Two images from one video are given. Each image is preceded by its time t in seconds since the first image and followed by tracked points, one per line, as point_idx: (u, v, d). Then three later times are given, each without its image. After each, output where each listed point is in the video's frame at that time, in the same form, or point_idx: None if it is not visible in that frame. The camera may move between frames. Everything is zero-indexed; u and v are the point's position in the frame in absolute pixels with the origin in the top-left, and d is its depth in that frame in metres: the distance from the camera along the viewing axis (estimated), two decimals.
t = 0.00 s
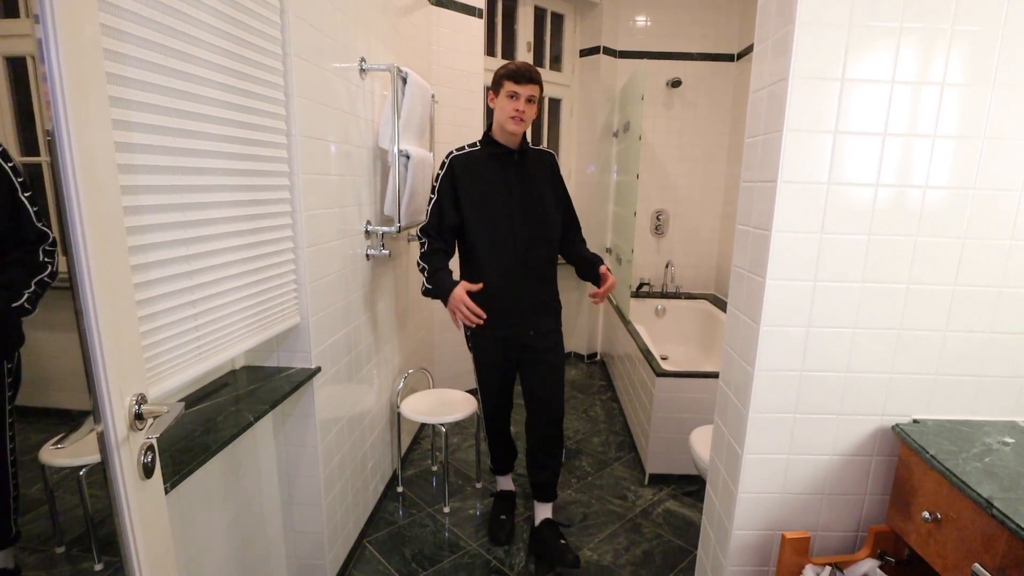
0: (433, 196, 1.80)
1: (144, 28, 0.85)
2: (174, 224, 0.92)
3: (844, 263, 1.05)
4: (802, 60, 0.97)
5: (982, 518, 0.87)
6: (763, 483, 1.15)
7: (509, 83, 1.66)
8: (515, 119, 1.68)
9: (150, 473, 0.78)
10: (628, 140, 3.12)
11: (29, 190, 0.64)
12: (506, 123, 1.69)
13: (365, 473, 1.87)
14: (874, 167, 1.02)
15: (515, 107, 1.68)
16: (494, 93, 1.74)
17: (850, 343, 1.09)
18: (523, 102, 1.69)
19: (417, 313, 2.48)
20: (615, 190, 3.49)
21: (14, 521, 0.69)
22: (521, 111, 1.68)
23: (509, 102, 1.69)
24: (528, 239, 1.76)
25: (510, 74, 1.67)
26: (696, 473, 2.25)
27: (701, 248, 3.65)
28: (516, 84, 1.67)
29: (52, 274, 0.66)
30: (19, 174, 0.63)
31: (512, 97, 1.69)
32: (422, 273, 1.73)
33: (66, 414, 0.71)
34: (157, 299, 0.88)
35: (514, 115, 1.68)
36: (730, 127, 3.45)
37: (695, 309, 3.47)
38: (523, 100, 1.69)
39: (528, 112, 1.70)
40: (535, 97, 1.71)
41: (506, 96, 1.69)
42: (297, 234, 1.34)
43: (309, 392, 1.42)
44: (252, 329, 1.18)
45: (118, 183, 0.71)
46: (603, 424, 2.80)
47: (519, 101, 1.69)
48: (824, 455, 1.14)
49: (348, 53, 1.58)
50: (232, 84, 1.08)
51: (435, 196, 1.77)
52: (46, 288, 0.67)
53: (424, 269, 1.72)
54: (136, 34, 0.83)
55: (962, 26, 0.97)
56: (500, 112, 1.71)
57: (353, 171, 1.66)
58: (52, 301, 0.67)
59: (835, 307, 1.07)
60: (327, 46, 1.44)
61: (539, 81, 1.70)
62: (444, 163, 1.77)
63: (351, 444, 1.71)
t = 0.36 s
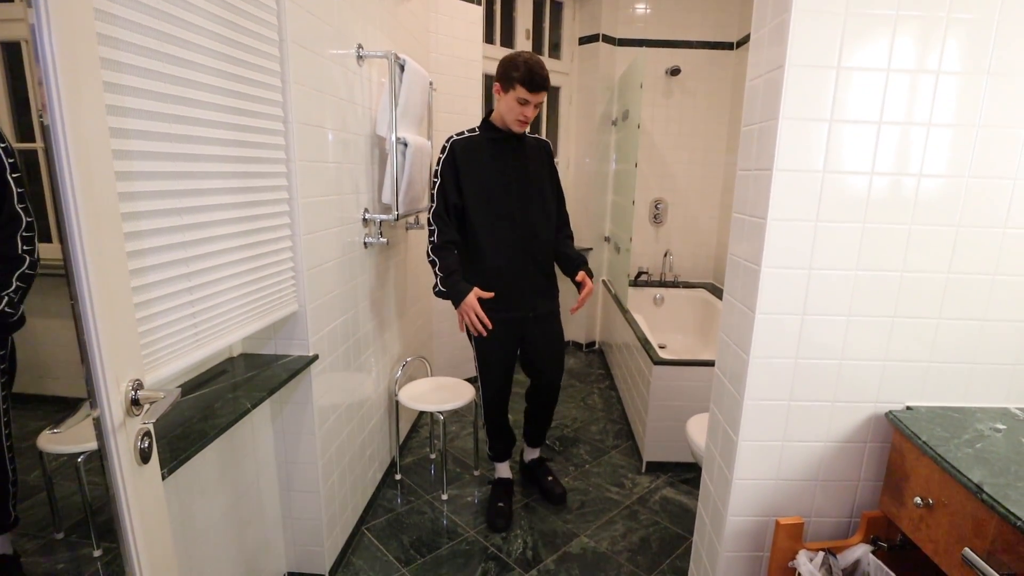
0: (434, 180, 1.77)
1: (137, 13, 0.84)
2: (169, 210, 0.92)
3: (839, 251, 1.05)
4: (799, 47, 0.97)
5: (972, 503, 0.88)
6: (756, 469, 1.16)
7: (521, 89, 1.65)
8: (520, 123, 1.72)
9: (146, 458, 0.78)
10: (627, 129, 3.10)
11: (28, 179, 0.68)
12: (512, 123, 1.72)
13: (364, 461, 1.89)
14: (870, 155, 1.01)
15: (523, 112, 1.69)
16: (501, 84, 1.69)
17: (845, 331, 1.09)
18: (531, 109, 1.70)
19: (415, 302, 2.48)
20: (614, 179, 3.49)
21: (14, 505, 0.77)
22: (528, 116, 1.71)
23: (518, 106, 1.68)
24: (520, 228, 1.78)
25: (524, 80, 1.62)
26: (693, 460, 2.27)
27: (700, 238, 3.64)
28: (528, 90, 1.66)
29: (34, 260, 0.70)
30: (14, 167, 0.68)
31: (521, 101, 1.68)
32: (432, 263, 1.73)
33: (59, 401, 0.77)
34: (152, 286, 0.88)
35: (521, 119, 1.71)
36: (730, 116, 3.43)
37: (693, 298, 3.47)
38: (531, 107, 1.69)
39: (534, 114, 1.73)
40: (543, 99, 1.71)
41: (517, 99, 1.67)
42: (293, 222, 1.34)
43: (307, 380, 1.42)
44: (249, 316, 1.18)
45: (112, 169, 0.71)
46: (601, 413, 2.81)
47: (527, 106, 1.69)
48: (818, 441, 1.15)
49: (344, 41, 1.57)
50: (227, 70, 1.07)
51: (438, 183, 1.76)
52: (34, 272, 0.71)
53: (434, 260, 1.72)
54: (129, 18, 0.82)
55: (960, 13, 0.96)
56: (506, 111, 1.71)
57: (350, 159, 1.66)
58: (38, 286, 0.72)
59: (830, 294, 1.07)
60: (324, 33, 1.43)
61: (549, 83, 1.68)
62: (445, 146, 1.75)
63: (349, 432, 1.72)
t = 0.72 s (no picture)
0: (453, 174, 1.74)
1: (128, 9, 0.83)
2: (163, 208, 0.91)
3: (837, 242, 1.05)
4: (795, 38, 0.96)
5: (972, 493, 0.88)
6: (756, 462, 1.16)
7: (552, 109, 1.65)
8: (544, 135, 1.75)
9: (143, 458, 0.78)
10: (624, 123, 3.09)
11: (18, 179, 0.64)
12: (535, 133, 1.75)
13: (363, 458, 1.89)
14: (868, 147, 1.01)
15: (549, 127, 1.72)
16: (533, 95, 1.68)
17: (843, 322, 1.09)
18: (556, 126, 1.72)
19: (413, 298, 2.47)
20: (612, 173, 3.47)
21: (12, 502, 0.75)
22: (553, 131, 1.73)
23: (546, 122, 1.70)
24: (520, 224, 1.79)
25: (558, 102, 1.63)
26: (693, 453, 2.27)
27: (698, 230, 3.64)
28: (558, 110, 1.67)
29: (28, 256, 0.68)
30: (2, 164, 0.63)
31: (550, 118, 1.69)
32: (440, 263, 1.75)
33: (59, 402, 0.73)
34: (147, 285, 0.88)
35: (545, 132, 1.74)
36: (728, 108, 3.42)
37: (692, 291, 3.47)
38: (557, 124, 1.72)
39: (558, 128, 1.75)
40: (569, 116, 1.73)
41: (546, 116, 1.68)
42: (290, 219, 1.33)
43: (304, 377, 1.42)
44: (246, 315, 1.17)
45: (105, 168, 0.70)
46: (601, 406, 2.81)
47: (554, 122, 1.71)
48: (817, 434, 1.15)
49: (339, 36, 1.56)
50: (220, 67, 1.06)
51: (455, 178, 1.74)
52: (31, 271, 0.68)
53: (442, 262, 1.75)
54: (120, 15, 0.81)
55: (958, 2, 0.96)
56: (532, 121, 1.72)
57: (346, 155, 1.64)
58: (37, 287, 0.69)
59: (828, 286, 1.07)
60: (319, 28, 1.41)
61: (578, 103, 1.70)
62: (467, 142, 1.73)
63: (348, 429, 1.72)
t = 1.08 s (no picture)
0: (464, 165, 1.72)
1: (117, 7, 0.82)
2: (157, 208, 0.91)
3: (835, 233, 1.05)
4: (790, 28, 0.95)
5: (971, 482, 0.88)
6: (756, 453, 1.16)
7: (564, 114, 1.67)
8: (552, 135, 1.77)
9: (141, 458, 0.78)
10: (620, 116, 3.08)
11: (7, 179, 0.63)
12: (543, 134, 1.77)
13: (363, 455, 1.89)
14: (864, 137, 1.00)
15: (558, 130, 1.74)
16: (545, 98, 1.68)
17: (841, 313, 1.09)
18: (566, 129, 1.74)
19: (411, 295, 2.47)
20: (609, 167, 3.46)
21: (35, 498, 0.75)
22: (561, 133, 1.76)
23: (556, 124, 1.72)
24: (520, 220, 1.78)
25: (569, 108, 1.65)
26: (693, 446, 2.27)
27: (696, 224, 3.64)
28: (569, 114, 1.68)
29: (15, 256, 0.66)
30: None
31: (560, 122, 1.71)
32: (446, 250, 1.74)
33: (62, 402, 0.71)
34: (142, 284, 0.87)
35: (553, 133, 1.76)
36: (724, 100, 3.41)
37: (690, 284, 3.47)
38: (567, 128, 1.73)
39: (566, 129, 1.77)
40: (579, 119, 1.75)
41: (556, 119, 1.70)
42: (285, 217, 1.32)
43: (303, 375, 1.42)
44: (243, 314, 1.17)
45: (96, 169, 0.70)
46: (600, 401, 2.82)
47: (564, 125, 1.73)
48: (816, 425, 1.15)
49: (332, 32, 1.54)
50: (212, 65, 1.06)
51: (468, 168, 1.72)
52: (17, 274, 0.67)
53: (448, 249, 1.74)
54: (110, 13, 0.80)
55: None
56: (543, 123, 1.73)
57: (342, 152, 1.64)
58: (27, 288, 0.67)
59: (826, 277, 1.07)
60: (312, 24, 1.40)
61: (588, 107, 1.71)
62: (480, 137, 1.71)
63: (347, 427, 1.72)
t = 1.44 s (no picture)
0: (469, 160, 1.73)
1: (121, 4, 0.82)
2: (162, 206, 0.91)
3: (841, 228, 1.04)
4: (796, 23, 0.95)
5: (978, 480, 0.88)
6: (760, 450, 1.16)
7: (567, 113, 1.67)
8: (556, 135, 1.77)
9: (149, 454, 0.78)
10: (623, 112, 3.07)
11: (15, 177, 0.63)
12: (547, 133, 1.77)
13: (368, 451, 1.89)
14: (871, 132, 1.00)
15: (562, 129, 1.74)
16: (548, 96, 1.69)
17: (847, 309, 1.08)
18: (570, 128, 1.74)
19: (415, 291, 2.47)
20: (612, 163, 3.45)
21: (55, 492, 0.74)
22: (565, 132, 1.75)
23: (559, 123, 1.72)
24: (524, 217, 1.78)
25: (572, 106, 1.65)
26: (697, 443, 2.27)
27: (700, 220, 3.62)
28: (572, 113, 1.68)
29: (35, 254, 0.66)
30: None
31: (563, 121, 1.71)
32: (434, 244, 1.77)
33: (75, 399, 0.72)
34: (148, 282, 0.88)
35: (557, 132, 1.76)
36: (728, 96, 3.39)
37: (694, 281, 3.46)
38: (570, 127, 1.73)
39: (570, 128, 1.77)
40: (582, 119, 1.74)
41: (559, 118, 1.70)
42: (288, 213, 1.33)
43: (308, 372, 1.42)
44: (247, 310, 1.17)
45: (103, 167, 0.70)
46: (604, 398, 2.82)
47: (567, 124, 1.73)
48: (821, 422, 1.15)
49: (335, 29, 1.54)
50: (216, 62, 1.05)
51: (472, 163, 1.72)
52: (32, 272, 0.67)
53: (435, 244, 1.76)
54: (115, 10, 0.80)
55: None
56: (546, 122, 1.73)
57: (345, 149, 1.63)
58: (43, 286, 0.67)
59: (832, 273, 1.06)
60: (315, 21, 1.40)
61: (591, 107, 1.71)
62: (486, 134, 1.71)
63: (352, 423, 1.72)
